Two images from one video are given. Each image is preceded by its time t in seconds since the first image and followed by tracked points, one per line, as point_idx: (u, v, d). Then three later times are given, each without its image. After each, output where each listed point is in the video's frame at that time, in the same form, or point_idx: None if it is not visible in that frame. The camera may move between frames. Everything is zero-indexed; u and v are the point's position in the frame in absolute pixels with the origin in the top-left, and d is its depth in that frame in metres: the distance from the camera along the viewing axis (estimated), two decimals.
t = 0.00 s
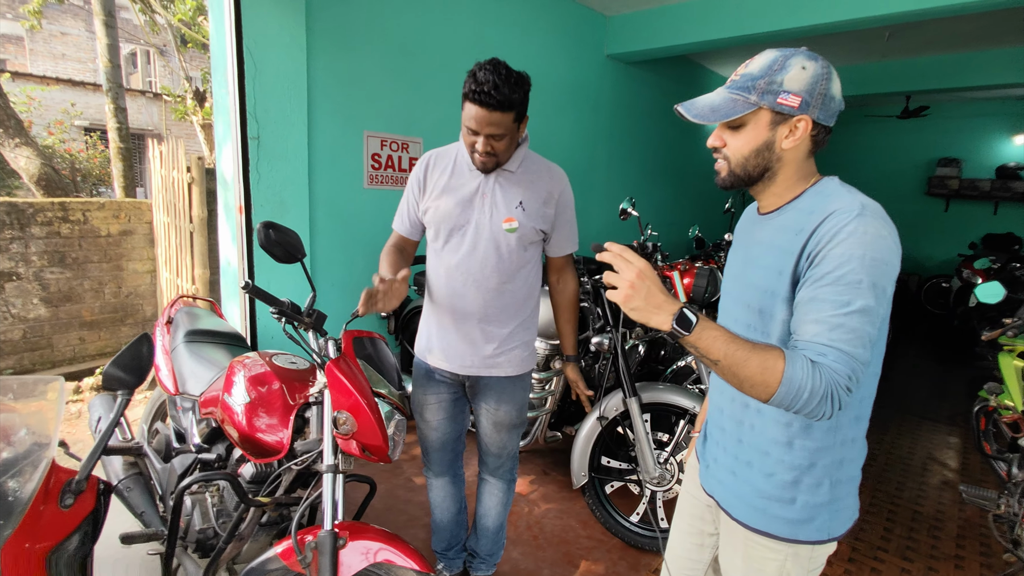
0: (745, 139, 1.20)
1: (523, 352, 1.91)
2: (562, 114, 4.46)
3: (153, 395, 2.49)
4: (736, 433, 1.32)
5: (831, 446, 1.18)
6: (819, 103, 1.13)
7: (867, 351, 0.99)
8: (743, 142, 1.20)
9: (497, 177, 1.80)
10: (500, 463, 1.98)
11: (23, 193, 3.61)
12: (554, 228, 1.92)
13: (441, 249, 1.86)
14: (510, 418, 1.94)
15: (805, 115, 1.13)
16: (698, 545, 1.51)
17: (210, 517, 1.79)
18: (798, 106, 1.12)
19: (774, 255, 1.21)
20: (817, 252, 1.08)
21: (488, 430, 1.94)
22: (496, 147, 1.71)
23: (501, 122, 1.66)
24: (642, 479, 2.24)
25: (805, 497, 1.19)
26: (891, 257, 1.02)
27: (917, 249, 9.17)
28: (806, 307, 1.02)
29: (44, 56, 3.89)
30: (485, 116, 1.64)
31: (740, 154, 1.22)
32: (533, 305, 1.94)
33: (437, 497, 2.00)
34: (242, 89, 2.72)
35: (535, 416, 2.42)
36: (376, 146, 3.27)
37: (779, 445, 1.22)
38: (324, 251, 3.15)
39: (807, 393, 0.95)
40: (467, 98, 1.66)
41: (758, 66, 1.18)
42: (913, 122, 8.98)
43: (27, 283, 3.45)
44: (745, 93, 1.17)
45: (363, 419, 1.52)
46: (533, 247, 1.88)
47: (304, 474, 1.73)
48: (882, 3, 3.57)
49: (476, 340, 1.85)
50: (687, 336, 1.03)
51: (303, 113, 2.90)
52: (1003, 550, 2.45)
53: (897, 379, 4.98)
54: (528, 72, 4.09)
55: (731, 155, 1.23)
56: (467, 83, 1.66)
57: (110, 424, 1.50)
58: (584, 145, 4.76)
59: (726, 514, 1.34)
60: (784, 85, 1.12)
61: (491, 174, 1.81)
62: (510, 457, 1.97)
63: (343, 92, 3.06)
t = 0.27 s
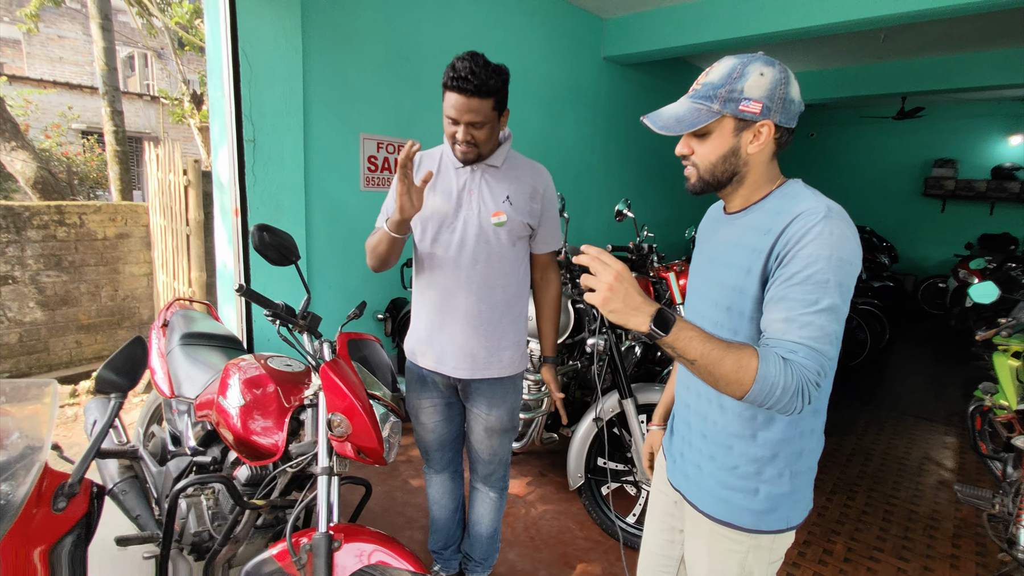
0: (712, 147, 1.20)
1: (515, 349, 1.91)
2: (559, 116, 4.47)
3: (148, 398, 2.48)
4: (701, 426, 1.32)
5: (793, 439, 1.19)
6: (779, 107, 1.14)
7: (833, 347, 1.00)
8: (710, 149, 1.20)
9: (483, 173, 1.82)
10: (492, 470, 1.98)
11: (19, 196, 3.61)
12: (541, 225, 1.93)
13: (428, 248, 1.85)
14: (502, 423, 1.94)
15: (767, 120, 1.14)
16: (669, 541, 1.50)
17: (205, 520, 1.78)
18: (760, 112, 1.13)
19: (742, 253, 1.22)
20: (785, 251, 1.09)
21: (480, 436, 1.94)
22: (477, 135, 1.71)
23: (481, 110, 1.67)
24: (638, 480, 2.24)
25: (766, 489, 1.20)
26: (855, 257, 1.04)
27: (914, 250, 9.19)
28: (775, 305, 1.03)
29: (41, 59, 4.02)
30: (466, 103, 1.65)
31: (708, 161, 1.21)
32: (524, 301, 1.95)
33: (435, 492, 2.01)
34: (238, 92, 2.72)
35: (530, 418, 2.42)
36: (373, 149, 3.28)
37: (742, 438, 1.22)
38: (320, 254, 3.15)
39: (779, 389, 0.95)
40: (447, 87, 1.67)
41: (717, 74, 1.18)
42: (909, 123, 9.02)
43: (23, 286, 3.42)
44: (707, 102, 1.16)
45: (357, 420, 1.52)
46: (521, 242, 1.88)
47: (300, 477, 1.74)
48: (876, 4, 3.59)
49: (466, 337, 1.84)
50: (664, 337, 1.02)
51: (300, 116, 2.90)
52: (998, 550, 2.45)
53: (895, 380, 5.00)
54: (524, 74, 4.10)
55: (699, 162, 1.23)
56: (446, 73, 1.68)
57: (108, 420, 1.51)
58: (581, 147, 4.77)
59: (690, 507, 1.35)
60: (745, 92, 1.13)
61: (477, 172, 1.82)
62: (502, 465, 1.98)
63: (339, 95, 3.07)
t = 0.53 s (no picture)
0: (683, 153, 1.18)
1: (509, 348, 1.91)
2: (556, 116, 4.47)
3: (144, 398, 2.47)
4: (675, 418, 1.32)
5: (763, 428, 1.19)
6: (747, 120, 1.12)
7: (803, 346, 1.02)
8: (682, 155, 1.19)
9: (470, 175, 1.81)
10: (499, 478, 1.92)
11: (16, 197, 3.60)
12: (530, 224, 1.93)
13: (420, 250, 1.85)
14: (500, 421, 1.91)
15: (733, 134, 1.13)
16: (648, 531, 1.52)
17: (200, 520, 1.79)
18: (727, 126, 1.12)
19: (714, 251, 1.22)
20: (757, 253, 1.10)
21: (478, 437, 1.91)
22: (456, 138, 1.70)
23: (460, 113, 1.67)
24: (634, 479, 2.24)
25: (734, 478, 1.21)
26: (825, 258, 1.06)
27: (912, 250, 9.19)
28: (748, 305, 1.04)
29: (40, 60, 3.83)
30: (445, 107, 1.64)
31: (679, 167, 1.21)
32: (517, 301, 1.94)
33: (429, 491, 2.00)
34: (233, 92, 2.72)
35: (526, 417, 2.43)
36: (369, 149, 3.28)
37: (713, 428, 1.23)
38: (317, 254, 3.15)
39: (753, 388, 0.97)
40: (427, 90, 1.67)
41: (689, 82, 1.15)
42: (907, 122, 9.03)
43: (19, 286, 3.42)
44: (677, 111, 1.15)
45: (352, 420, 1.51)
46: (511, 241, 1.89)
47: (294, 478, 1.73)
48: (871, 4, 3.60)
49: (458, 337, 1.84)
50: (643, 338, 1.02)
51: (295, 116, 2.90)
52: (993, 548, 2.45)
53: (892, 379, 5.00)
54: (521, 74, 4.10)
55: (671, 164, 1.22)
56: (427, 76, 1.68)
57: (100, 418, 1.52)
58: (578, 146, 4.77)
59: (662, 497, 1.35)
60: (713, 106, 1.11)
61: (464, 173, 1.81)
62: (506, 474, 1.93)
63: (335, 95, 3.07)
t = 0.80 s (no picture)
0: (680, 150, 1.18)
1: (512, 351, 1.88)
2: (554, 117, 4.47)
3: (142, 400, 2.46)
4: (670, 418, 1.31)
5: (761, 428, 1.20)
6: (743, 108, 1.13)
7: (803, 345, 1.03)
8: (679, 151, 1.18)
9: (468, 176, 1.80)
10: (507, 482, 1.90)
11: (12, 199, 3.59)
12: (533, 225, 1.89)
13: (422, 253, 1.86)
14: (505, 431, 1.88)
15: (732, 122, 1.14)
16: (642, 534, 1.51)
17: (198, 522, 1.77)
18: (725, 115, 1.12)
19: (710, 250, 1.21)
20: (756, 253, 1.10)
21: (484, 448, 1.89)
22: (453, 140, 1.70)
23: (455, 114, 1.66)
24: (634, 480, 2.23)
25: (732, 478, 1.20)
26: (824, 257, 1.06)
27: (910, 250, 9.21)
28: (749, 305, 1.05)
29: (38, 64, 3.82)
30: (441, 108, 1.64)
31: (675, 163, 1.20)
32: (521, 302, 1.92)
33: (433, 491, 2.00)
34: (231, 94, 2.71)
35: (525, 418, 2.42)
36: (367, 150, 3.27)
37: (711, 428, 1.22)
38: (315, 255, 3.15)
39: (756, 389, 0.98)
40: (422, 91, 1.67)
41: (681, 76, 1.15)
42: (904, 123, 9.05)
43: (16, 289, 3.42)
44: (672, 105, 1.14)
45: (350, 422, 1.51)
46: (513, 243, 1.85)
47: (292, 479, 1.72)
48: (868, 5, 3.60)
49: (460, 341, 1.83)
50: (646, 341, 1.01)
51: (293, 117, 2.90)
52: (994, 547, 2.45)
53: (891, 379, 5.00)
54: (519, 75, 4.10)
55: (667, 164, 1.21)
56: (420, 77, 1.68)
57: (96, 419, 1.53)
58: (576, 148, 4.77)
59: (659, 499, 1.34)
60: (710, 96, 1.11)
61: (463, 175, 1.80)
62: (513, 479, 1.90)
63: (333, 96, 3.06)
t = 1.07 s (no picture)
0: (677, 149, 1.18)
1: (525, 361, 1.85)
2: (550, 121, 4.48)
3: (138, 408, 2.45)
4: (672, 438, 1.31)
5: (766, 450, 1.17)
6: (742, 109, 1.12)
7: (807, 356, 1.00)
8: (676, 152, 1.18)
9: (480, 184, 1.80)
10: (518, 495, 1.88)
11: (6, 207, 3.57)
12: (548, 230, 1.88)
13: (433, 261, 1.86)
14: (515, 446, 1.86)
15: (731, 123, 1.13)
16: (642, 552, 1.50)
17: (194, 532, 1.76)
18: (723, 115, 1.11)
19: (711, 257, 1.20)
20: (755, 259, 1.08)
21: (494, 461, 1.87)
22: (464, 153, 1.69)
23: (464, 127, 1.65)
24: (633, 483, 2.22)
25: (738, 501, 1.18)
26: (827, 262, 1.03)
27: (907, 251, 9.23)
28: (749, 314, 1.02)
29: (33, 72, 3.78)
30: (448, 120, 1.64)
31: (672, 164, 1.20)
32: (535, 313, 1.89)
33: (438, 500, 1.98)
34: (226, 100, 2.70)
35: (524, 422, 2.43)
36: (364, 155, 3.27)
37: (715, 447, 1.21)
38: (312, 261, 3.14)
39: (756, 404, 0.95)
40: (429, 104, 1.66)
41: (681, 75, 1.15)
42: (899, 125, 9.08)
43: (11, 297, 3.40)
44: (670, 104, 1.15)
45: (346, 427, 1.49)
46: (526, 250, 1.83)
47: (288, 486, 1.71)
48: (862, 7, 3.62)
49: (470, 351, 1.82)
50: (637, 351, 1.02)
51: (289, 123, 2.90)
52: (996, 548, 2.44)
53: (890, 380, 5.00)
54: (515, 79, 4.10)
55: (665, 164, 1.21)
56: (427, 90, 1.67)
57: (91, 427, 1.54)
58: (573, 151, 4.77)
59: (664, 520, 1.33)
60: (707, 95, 1.11)
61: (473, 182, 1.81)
62: (523, 492, 1.87)
63: (329, 101, 3.06)
